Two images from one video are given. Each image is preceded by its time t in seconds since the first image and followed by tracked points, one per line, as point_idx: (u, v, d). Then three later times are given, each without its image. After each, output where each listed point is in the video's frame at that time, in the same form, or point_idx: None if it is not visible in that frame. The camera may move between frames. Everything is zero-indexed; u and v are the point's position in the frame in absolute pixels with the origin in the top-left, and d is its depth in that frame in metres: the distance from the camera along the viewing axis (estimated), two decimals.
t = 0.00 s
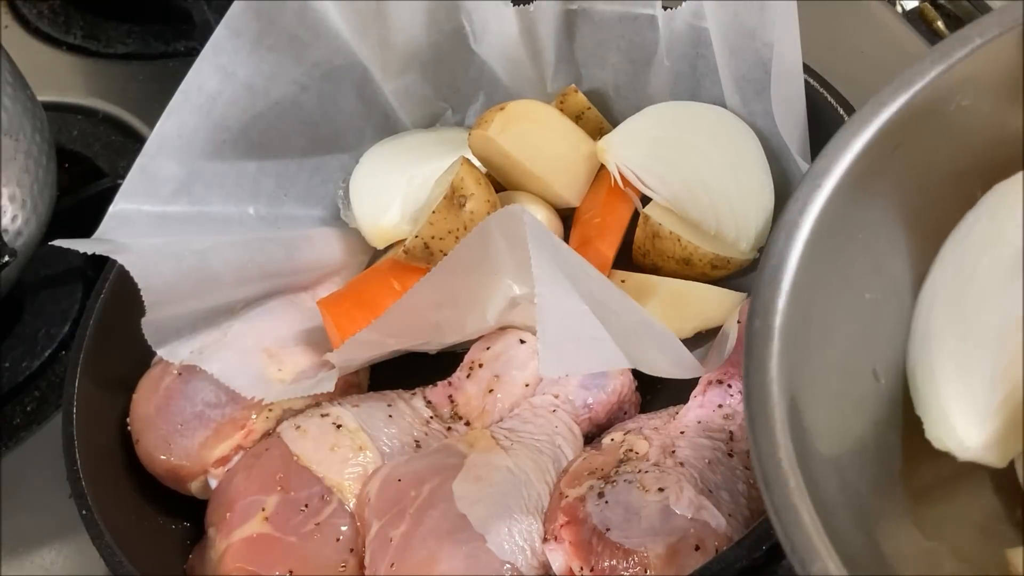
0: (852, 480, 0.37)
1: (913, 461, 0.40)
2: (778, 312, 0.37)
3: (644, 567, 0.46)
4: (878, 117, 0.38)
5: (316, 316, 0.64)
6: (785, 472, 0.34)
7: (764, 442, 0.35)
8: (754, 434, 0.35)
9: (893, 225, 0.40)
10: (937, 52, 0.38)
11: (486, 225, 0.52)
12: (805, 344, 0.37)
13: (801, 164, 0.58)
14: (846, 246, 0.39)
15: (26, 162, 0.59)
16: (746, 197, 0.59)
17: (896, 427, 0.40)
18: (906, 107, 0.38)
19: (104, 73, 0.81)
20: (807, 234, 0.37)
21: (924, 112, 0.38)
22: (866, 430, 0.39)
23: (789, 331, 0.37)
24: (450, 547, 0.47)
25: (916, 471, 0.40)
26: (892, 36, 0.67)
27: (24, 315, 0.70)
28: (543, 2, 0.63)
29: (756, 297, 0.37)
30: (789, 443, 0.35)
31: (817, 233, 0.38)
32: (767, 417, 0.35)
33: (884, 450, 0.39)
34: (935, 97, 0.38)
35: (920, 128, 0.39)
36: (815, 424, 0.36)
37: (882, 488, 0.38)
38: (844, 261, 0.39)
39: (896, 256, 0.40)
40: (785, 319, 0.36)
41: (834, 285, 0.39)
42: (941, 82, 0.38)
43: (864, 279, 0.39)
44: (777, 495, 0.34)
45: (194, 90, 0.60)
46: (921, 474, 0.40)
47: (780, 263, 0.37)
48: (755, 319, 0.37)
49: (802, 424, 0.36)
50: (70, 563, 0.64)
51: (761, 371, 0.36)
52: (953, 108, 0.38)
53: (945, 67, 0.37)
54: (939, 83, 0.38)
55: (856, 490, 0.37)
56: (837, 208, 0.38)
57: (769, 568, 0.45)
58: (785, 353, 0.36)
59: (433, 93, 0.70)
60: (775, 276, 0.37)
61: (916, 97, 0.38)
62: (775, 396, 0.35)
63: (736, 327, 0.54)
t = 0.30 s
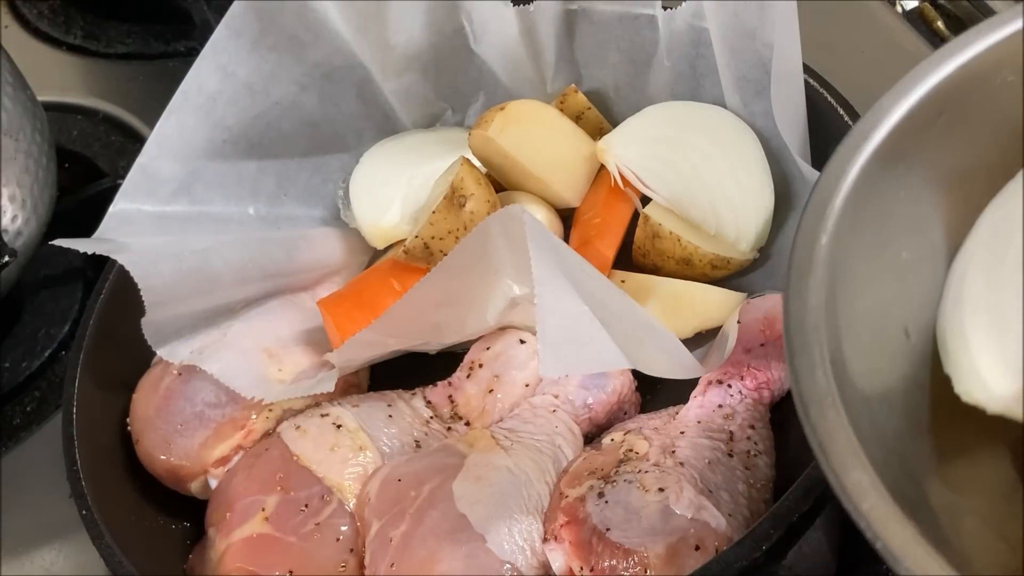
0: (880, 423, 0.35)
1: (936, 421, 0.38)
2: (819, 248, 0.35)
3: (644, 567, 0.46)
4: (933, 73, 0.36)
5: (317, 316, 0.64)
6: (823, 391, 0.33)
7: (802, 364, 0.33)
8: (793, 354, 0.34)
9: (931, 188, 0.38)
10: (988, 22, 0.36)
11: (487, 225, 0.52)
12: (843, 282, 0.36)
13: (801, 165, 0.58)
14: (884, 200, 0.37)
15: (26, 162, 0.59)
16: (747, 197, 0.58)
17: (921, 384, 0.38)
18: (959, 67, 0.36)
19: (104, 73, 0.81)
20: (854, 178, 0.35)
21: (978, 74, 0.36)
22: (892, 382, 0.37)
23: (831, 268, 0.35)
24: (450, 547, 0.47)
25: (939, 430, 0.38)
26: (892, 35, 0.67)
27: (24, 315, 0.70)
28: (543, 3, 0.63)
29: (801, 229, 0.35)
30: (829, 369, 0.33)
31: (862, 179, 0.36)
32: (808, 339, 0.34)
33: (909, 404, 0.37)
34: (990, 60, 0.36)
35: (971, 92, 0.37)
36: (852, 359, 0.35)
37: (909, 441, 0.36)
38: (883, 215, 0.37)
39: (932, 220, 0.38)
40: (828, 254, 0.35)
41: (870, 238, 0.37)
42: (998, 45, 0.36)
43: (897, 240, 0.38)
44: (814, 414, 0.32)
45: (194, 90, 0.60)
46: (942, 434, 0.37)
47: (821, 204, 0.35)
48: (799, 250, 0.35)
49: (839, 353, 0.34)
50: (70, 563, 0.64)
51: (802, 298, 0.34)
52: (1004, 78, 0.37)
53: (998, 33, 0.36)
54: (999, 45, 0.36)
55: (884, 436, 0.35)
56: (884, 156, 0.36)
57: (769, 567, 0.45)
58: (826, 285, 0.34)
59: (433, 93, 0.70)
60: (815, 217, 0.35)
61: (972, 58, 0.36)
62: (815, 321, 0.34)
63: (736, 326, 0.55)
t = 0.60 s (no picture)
0: (906, 412, 0.36)
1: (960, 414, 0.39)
2: (848, 238, 0.36)
3: (644, 567, 0.46)
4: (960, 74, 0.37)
5: (317, 316, 0.64)
6: (854, 381, 0.34)
7: (830, 353, 0.35)
8: (824, 341, 0.35)
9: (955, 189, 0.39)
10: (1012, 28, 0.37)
11: (487, 225, 0.52)
12: (869, 274, 0.37)
13: (801, 166, 0.58)
14: (910, 198, 0.38)
15: (26, 162, 0.59)
16: (747, 197, 0.58)
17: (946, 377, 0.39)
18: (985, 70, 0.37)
19: (104, 73, 0.81)
20: (882, 172, 0.37)
21: (1008, 77, 0.38)
22: (918, 374, 0.38)
23: (859, 260, 0.36)
24: (450, 547, 0.47)
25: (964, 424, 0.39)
26: (892, 36, 0.67)
27: (24, 315, 0.70)
28: (544, 2, 0.63)
29: (830, 219, 0.37)
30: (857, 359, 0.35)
31: (890, 173, 0.37)
32: (838, 328, 0.35)
33: (937, 395, 0.38)
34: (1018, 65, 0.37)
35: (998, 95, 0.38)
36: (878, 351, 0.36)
37: (933, 430, 0.37)
38: (909, 211, 0.38)
39: (959, 220, 0.39)
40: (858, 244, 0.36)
41: (899, 232, 0.38)
42: None
43: (923, 238, 0.39)
44: (843, 400, 0.34)
45: (194, 90, 0.60)
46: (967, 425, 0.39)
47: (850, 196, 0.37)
48: (828, 236, 0.37)
49: (867, 343, 0.36)
50: (70, 563, 0.64)
51: (830, 285, 0.36)
52: None
53: None
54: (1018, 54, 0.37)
55: (912, 428, 0.36)
56: (911, 152, 0.37)
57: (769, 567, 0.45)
58: (853, 282, 0.36)
59: (433, 92, 0.70)
60: (838, 215, 0.37)
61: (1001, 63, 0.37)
62: (844, 310, 0.35)
63: (736, 326, 0.55)
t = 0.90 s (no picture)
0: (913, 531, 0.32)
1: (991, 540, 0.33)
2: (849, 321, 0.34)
3: (644, 567, 0.46)
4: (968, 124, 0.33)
5: (317, 316, 0.64)
6: (841, 490, 0.32)
7: (819, 447, 0.33)
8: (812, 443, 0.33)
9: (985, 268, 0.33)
10: None
11: (487, 225, 0.52)
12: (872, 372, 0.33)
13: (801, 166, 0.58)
14: (918, 283, 0.34)
15: (26, 162, 0.59)
16: (747, 197, 0.59)
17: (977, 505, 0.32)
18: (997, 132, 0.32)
19: (104, 73, 0.81)
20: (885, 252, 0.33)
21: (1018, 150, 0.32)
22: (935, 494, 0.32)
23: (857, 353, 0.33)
24: (450, 548, 0.47)
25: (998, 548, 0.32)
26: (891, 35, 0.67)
27: (24, 315, 0.70)
28: (544, 2, 0.63)
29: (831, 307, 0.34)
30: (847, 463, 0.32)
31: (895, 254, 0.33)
32: (826, 427, 0.33)
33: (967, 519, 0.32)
34: None
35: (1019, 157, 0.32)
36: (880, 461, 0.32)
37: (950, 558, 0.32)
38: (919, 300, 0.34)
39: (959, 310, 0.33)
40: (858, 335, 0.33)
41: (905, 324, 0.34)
42: None
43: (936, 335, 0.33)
44: (827, 495, 0.32)
45: (194, 90, 0.60)
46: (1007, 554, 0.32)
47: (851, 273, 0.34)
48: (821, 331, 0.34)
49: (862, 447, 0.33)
50: (70, 562, 0.64)
51: (821, 376, 0.33)
52: None
53: None
54: None
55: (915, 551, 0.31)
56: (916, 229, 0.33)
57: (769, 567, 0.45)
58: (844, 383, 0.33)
59: (433, 93, 0.70)
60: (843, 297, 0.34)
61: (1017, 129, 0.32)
62: (833, 413, 0.33)
63: (736, 326, 0.55)
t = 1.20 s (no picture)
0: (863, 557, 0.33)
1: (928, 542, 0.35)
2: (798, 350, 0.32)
3: (644, 567, 0.46)
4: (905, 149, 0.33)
5: (317, 315, 0.64)
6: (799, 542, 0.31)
7: (770, 484, 0.32)
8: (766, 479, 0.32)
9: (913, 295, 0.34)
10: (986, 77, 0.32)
11: (487, 225, 0.52)
12: (824, 406, 0.33)
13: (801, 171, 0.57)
14: (863, 317, 0.33)
15: (26, 163, 0.59)
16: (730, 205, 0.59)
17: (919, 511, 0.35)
18: (932, 157, 0.32)
19: (104, 73, 0.81)
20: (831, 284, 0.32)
21: (932, 184, 0.33)
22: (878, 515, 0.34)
23: (808, 389, 0.32)
24: (450, 548, 0.47)
25: (931, 548, 0.35)
26: (890, 35, 0.67)
27: (24, 315, 0.70)
28: (543, 2, 0.63)
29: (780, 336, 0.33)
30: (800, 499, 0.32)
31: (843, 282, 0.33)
32: (780, 464, 0.32)
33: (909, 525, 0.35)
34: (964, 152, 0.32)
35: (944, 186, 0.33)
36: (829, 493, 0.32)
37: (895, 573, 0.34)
38: (863, 333, 0.34)
39: (901, 340, 0.35)
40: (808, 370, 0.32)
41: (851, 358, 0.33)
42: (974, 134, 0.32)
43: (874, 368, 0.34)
44: (779, 531, 0.32)
45: (193, 90, 0.60)
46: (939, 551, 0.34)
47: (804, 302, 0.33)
48: (776, 370, 0.33)
49: (814, 482, 0.32)
50: (70, 562, 0.64)
51: (778, 419, 0.32)
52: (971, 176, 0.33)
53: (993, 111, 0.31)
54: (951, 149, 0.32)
55: None
56: (860, 258, 0.33)
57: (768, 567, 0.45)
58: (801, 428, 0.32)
59: (432, 93, 0.70)
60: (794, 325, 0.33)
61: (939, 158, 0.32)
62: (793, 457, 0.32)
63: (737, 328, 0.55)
